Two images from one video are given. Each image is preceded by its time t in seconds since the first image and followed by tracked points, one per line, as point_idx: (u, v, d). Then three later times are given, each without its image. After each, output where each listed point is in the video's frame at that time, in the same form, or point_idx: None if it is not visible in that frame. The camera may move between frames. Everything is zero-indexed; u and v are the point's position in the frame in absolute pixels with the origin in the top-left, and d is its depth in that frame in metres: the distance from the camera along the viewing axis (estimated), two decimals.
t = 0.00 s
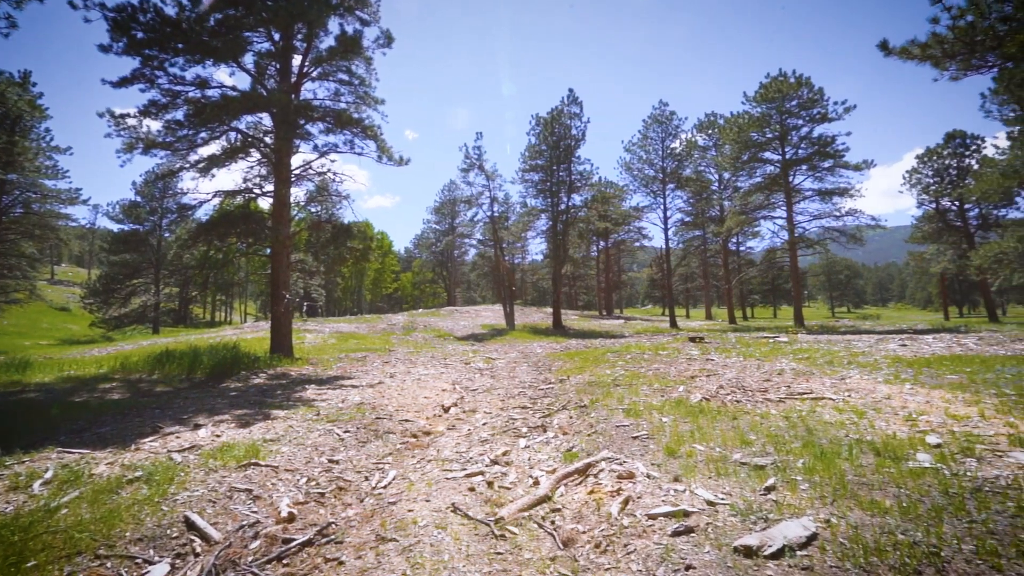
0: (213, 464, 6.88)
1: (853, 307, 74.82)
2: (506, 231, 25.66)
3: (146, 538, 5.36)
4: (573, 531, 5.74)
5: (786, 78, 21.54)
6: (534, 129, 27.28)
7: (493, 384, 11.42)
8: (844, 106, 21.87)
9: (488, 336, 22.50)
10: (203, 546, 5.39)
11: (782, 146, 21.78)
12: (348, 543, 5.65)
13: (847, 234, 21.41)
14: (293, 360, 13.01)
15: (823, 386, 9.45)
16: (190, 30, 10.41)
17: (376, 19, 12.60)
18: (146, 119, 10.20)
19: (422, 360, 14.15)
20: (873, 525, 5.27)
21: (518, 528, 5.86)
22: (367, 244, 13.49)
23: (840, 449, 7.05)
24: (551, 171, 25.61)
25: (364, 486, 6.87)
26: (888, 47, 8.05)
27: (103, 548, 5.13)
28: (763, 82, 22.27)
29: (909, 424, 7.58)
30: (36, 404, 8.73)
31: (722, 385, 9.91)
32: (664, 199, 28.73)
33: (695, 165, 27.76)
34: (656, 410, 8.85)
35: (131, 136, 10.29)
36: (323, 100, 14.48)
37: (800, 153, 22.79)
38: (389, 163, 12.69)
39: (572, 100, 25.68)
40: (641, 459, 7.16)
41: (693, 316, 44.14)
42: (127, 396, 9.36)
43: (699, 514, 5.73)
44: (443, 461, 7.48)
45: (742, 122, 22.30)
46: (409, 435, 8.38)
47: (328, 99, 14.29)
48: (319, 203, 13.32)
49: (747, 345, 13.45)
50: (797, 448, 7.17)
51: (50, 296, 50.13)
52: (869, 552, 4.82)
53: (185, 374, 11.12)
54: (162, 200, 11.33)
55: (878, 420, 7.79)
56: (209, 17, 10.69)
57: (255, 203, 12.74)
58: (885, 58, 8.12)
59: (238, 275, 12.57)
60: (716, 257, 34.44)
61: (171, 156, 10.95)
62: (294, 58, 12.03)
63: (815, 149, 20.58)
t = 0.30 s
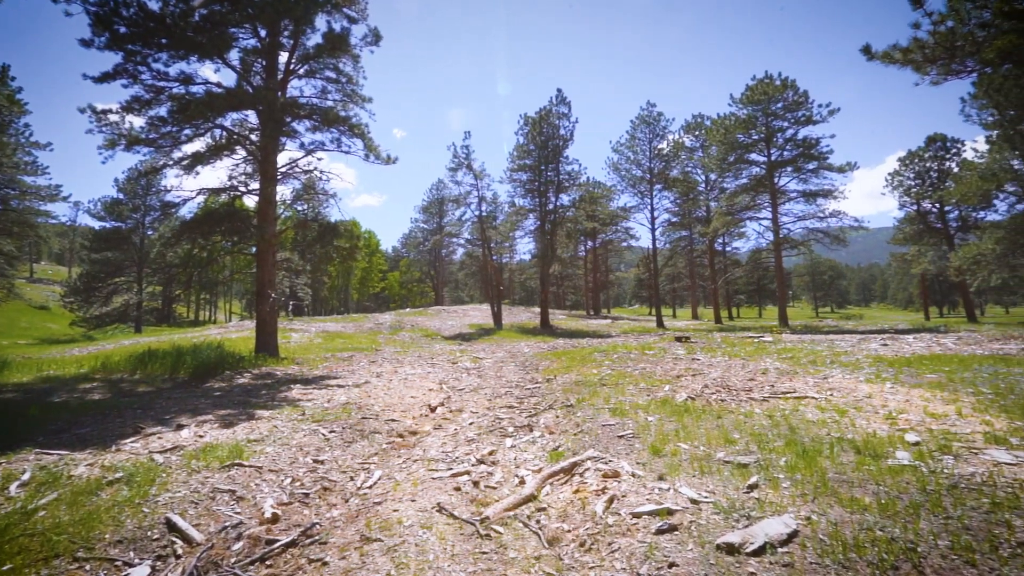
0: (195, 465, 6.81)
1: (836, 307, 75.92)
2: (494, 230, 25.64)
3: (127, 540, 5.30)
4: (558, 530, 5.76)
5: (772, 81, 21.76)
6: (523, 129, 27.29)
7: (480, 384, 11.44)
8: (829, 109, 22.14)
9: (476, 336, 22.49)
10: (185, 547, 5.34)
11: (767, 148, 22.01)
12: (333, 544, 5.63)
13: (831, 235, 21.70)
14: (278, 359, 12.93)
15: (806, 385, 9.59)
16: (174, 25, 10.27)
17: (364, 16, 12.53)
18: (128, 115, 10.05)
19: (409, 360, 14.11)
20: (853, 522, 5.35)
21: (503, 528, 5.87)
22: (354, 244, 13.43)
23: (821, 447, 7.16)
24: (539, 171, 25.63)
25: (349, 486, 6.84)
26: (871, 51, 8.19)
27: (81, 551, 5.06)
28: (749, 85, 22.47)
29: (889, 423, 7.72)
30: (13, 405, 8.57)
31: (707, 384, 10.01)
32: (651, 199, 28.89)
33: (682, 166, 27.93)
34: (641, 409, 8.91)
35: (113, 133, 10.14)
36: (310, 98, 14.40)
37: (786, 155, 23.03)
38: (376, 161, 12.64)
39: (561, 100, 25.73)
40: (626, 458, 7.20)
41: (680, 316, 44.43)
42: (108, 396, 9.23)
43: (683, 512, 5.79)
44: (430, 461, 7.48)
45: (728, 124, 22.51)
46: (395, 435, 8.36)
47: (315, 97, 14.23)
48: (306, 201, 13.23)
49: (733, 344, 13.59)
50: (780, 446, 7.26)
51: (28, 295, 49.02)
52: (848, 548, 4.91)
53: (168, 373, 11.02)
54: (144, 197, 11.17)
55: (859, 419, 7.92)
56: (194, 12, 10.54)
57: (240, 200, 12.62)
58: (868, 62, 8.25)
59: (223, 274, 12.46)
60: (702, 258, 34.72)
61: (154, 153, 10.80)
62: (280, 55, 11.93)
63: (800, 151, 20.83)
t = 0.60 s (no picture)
0: (176, 466, 6.73)
1: (819, 307, 76.98)
2: (481, 229, 25.62)
3: (105, 542, 5.23)
4: (542, 529, 5.79)
5: (757, 83, 21.98)
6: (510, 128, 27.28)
7: (466, 383, 11.43)
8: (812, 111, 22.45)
9: (462, 335, 22.46)
10: (164, 549, 5.27)
11: (752, 150, 22.24)
12: (315, 544, 5.60)
13: (814, 236, 22.01)
14: (262, 358, 12.82)
15: (788, 384, 9.73)
16: (157, 20, 10.11)
17: (350, 13, 12.43)
18: (108, 110, 9.89)
19: (395, 360, 14.05)
20: (831, 519, 5.44)
21: (487, 527, 5.88)
22: (339, 242, 13.35)
23: (802, 445, 7.26)
24: (526, 171, 25.65)
25: (333, 486, 6.81)
26: (853, 56, 8.32)
27: (57, 554, 4.98)
28: (735, 87, 22.68)
29: (868, 421, 7.86)
30: None
31: (691, 383, 10.10)
32: (637, 200, 29.05)
33: (668, 167, 28.11)
34: (626, 408, 8.97)
35: (93, 128, 9.97)
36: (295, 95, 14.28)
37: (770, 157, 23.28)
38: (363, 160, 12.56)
39: (549, 100, 25.77)
40: (610, 457, 7.25)
41: (665, 316, 44.78)
42: (86, 396, 9.09)
43: (665, 511, 5.84)
44: (415, 460, 7.47)
45: (714, 126, 22.69)
46: (380, 435, 8.33)
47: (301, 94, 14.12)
48: (291, 199, 13.12)
49: (717, 344, 13.72)
50: (762, 445, 7.36)
51: (3, 293, 47.92)
52: (826, 545, 4.99)
53: (148, 373, 10.89)
54: (125, 194, 11.01)
55: (839, 417, 8.05)
56: (177, 7, 10.39)
57: (224, 198, 12.49)
58: (850, 65, 8.36)
59: (206, 272, 12.33)
60: (688, 258, 35.01)
61: (135, 150, 10.64)
62: (265, 52, 11.81)
63: (785, 153, 21.06)
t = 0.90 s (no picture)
0: (154, 467, 6.63)
1: (801, 308, 78.12)
2: (467, 228, 25.58)
3: (79, 546, 5.14)
4: (524, 529, 5.81)
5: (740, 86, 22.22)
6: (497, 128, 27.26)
7: (451, 383, 11.41)
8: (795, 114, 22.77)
9: (448, 335, 22.41)
10: (141, 552, 5.20)
11: (735, 152, 22.48)
12: (296, 546, 5.56)
13: (795, 238, 22.33)
14: (244, 358, 12.68)
15: (770, 383, 9.86)
16: (137, 13, 9.94)
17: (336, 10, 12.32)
18: (87, 105, 9.71)
19: (379, 359, 13.98)
20: (809, 516, 5.54)
21: (470, 527, 5.89)
22: (323, 241, 13.26)
23: (782, 443, 7.38)
24: (512, 170, 25.66)
25: (315, 486, 6.76)
26: (833, 60, 8.47)
27: (30, 558, 4.89)
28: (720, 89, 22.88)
29: (846, 420, 8.01)
30: None
31: (673, 383, 10.19)
32: (623, 201, 29.20)
33: (654, 167, 28.28)
34: (610, 407, 9.03)
35: (71, 123, 9.77)
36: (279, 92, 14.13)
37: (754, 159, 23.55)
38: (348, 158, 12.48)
39: (535, 100, 25.80)
40: (593, 456, 7.30)
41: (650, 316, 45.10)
42: (62, 396, 8.91)
43: (647, 509, 5.90)
44: (398, 460, 7.45)
45: (699, 127, 22.88)
46: (364, 435, 8.29)
47: (285, 91, 13.98)
48: (275, 197, 12.99)
49: (700, 344, 13.86)
50: (743, 443, 7.46)
51: None
52: (803, 541, 5.08)
53: (126, 373, 10.71)
54: (103, 190, 10.81)
55: (818, 416, 8.19)
56: (158, 1, 10.22)
57: (205, 195, 12.34)
58: (831, 70, 8.48)
59: (187, 271, 12.17)
60: (672, 258, 35.31)
61: (115, 145, 10.46)
62: (249, 48, 11.67)
63: (768, 155, 21.32)
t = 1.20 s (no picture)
0: (129, 469, 6.52)
1: (781, 308, 79.36)
2: (452, 228, 25.52)
3: (51, 550, 5.04)
4: (506, 528, 5.82)
5: (723, 88, 22.45)
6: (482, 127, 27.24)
7: (434, 383, 11.39)
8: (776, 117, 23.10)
9: (432, 334, 22.40)
10: (116, 556, 5.11)
11: (718, 153, 22.73)
12: (275, 547, 5.50)
13: (776, 239, 22.65)
14: (224, 358, 12.52)
15: (750, 382, 10.01)
16: (115, 6, 9.74)
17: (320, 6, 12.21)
18: (62, 99, 9.49)
19: (362, 359, 13.90)
20: (785, 513, 5.63)
21: (451, 527, 5.88)
22: (306, 239, 13.13)
23: (761, 442, 7.49)
24: (497, 170, 25.65)
25: (296, 488, 6.69)
26: (814, 64, 8.62)
27: None
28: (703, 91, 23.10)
29: (824, 418, 8.17)
30: None
31: (656, 382, 10.29)
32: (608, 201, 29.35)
33: (638, 168, 28.48)
34: (593, 406, 9.09)
35: (45, 117, 9.54)
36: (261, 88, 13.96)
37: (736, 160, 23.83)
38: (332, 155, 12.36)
39: (521, 100, 25.81)
40: (575, 455, 7.34)
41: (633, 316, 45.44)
42: (34, 397, 8.71)
43: (627, 507, 5.95)
44: (379, 460, 7.42)
45: (682, 129, 23.09)
46: (345, 435, 8.24)
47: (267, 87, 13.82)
48: (256, 195, 12.82)
49: (682, 343, 13.99)
50: (723, 442, 7.56)
51: None
52: (780, 538, 5.17)
53: (102, 373, 10.50)
54: (78, 186, 10.58)
55: (796, 414, 8.35)
56: None
57: (185, 192, 12.14)
58: (811, 74, 8.62)
59: (166, 269, 11.99)
60: (656, 258, 35.61)
61: (91, 140, 10.24)
62: (231, 43, 11.50)
63: (750, 157, 21.59)
